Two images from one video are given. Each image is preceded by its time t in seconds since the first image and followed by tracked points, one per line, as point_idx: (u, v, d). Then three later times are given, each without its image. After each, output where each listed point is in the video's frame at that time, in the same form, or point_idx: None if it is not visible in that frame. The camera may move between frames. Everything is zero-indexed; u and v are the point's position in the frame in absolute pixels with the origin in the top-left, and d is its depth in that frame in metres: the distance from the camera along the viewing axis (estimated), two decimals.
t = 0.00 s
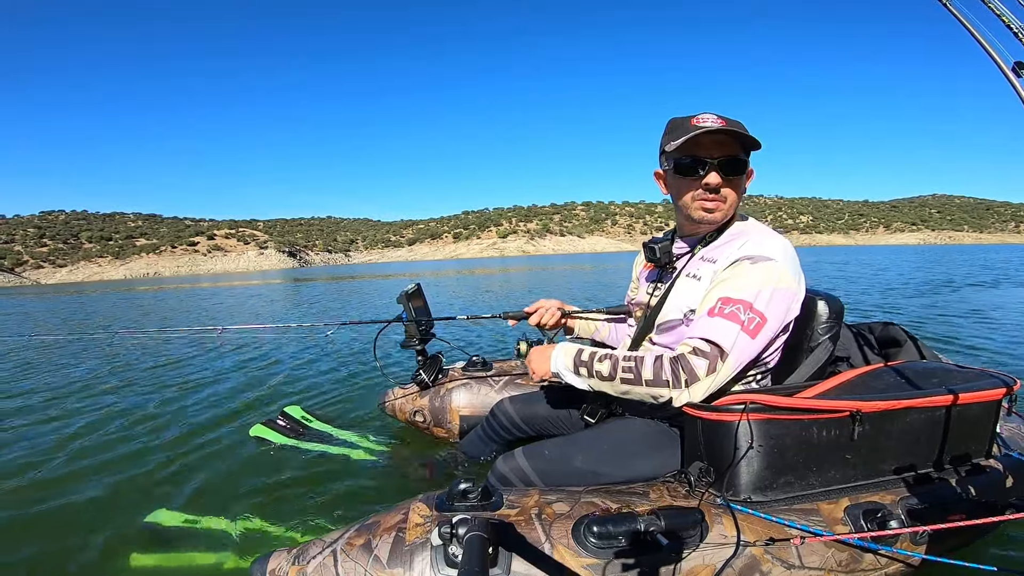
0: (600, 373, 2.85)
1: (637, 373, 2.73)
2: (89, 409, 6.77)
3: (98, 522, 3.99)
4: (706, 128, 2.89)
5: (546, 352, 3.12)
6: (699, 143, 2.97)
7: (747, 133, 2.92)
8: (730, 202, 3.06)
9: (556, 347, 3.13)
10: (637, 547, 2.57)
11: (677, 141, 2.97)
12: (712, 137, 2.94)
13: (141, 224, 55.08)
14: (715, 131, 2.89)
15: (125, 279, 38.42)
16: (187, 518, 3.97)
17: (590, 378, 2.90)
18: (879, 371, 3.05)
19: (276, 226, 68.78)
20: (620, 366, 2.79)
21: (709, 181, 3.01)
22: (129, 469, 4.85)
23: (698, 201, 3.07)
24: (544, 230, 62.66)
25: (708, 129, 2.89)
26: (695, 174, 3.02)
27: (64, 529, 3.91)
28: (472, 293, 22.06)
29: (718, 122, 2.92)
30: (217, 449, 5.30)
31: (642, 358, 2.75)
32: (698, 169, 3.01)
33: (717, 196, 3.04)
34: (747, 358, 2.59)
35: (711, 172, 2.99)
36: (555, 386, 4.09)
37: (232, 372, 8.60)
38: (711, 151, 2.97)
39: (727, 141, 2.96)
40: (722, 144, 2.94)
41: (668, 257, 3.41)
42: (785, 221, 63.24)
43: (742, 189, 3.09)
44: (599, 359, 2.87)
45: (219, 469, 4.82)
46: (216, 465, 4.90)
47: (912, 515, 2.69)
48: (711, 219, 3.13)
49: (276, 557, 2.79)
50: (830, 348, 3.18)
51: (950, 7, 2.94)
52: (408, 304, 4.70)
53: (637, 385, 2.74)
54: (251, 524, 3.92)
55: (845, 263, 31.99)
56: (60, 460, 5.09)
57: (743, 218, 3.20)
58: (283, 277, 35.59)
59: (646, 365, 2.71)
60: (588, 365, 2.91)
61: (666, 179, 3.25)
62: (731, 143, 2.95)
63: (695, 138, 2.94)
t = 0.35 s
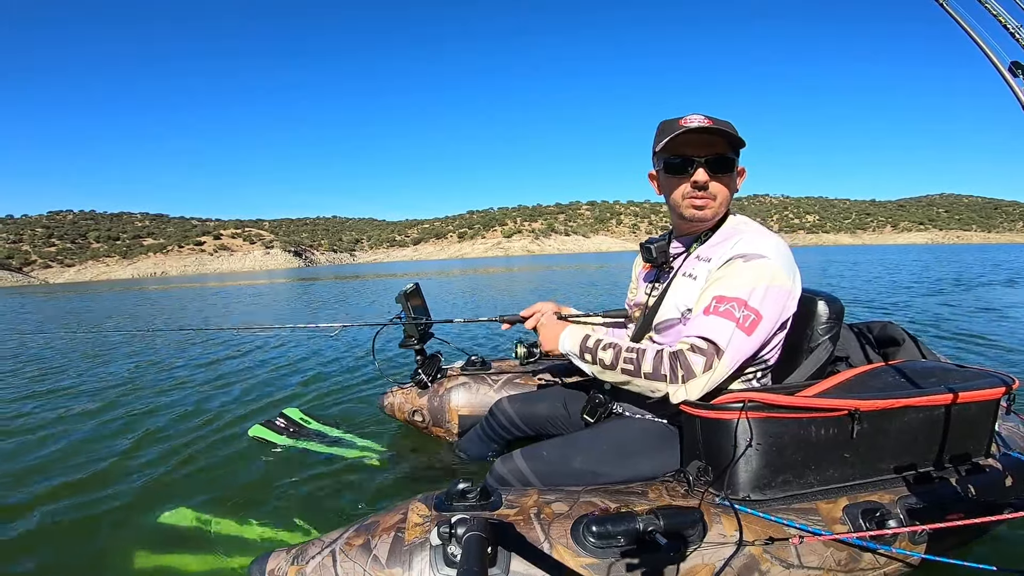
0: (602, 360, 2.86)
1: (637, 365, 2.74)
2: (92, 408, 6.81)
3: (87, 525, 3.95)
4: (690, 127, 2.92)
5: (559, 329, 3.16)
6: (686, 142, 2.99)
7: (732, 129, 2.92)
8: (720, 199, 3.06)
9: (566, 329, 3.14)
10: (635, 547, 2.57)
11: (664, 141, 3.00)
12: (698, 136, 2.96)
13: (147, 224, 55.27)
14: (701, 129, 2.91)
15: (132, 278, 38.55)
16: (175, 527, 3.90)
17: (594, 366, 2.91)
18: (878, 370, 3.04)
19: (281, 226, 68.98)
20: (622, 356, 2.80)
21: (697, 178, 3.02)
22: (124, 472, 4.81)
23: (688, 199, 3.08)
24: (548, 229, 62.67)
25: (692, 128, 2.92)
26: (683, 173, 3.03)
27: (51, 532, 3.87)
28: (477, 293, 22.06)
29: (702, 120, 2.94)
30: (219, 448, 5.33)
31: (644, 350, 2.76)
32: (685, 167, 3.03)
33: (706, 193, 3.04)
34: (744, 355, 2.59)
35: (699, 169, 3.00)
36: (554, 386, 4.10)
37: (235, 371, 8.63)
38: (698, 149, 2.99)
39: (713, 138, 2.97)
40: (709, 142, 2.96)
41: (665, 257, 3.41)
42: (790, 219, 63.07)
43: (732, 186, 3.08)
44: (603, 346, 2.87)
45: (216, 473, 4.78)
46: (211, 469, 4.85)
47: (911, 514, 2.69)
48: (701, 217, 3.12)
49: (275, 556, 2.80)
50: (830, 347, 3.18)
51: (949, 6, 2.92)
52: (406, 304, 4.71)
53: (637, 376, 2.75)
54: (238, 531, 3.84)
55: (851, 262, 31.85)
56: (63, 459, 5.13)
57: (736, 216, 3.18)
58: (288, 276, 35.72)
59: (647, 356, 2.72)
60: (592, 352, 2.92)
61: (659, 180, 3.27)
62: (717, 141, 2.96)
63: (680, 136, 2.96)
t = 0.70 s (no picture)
0: (604, 369, 2.84)
1: (639, 369, 2.72)
2: (98, 406, 6.83)
3: (86, 527, 3.93)
4: (684, 127, 2.93)
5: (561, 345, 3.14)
6: (681, 143, 3.00)
7: (726, 128, 2.91)
8: (717, 197, 3.04)
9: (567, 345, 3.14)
10: (640, 548, 2.56)
11: (659, 142, 3.02)
12: (692, 136, 2.96)
13: (152, 223, 55.43)
14: (694, 130, 2.91)
15: (137, 276, 38.68)
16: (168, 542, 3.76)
17: (596, 376, 2.90)
18: (885, 371, 3.03)
19: (285, 224, 69.12)
20: (624, 363, 2.78)
21: (692, 177, 3.01)
22: (113, 479, 4.68)
23: (684, 198, 3.07)
24: (552, 228, 62.63)
25: (686, 127, 2.93)
26: (680, 172, 3.03)
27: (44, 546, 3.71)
28: (481, 291, 22.07)
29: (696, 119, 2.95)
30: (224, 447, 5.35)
31: (644, 355, 2.75)
32: (681, 166, 3.03)
33: (702, 191, 3.02)
34: (746, 352, 2.58)
35: (694, 168, 2.99)
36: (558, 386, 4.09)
37: (239, 370, 8.65)
38: (693, 148, 2.99)
39: (708, 137, 2.97)
40: (703, 142, 2.96)
41: (665, 257, 3.41)
42: (794, 218, 62.81)
43: (729, 184, 3.06)
44: (605, 355, 2.86)
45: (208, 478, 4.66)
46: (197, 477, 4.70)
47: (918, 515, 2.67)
48: (699, 215, 3.10)
49: (280, 556, 2.81)
50: (836, 348, 3.16)
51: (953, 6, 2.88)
52: (410, 305, 4.70)
53: (640, 380, 2.72)
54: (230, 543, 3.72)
55: (856, 262, 31.71)
56: (69, 457, 5.15)
57: (734, 215, 3.15)
58: (292, 274, 35.85)
59: (649, 360, 2.70)
60: (594, 362, 2.91)
61: (657, 181, 3.27)
62: (712, 139, 2.96)
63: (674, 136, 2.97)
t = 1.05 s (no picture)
0: (607, 358, 2.83)
1: (642, 362, 2.70)
2: (101, 405, 6.84)
3: (91, 527, 3.94)
4: (690, 129, 2.91)
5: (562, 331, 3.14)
6: (687, 146, 2.97)
7: (733, 130, 2.89)
8: (724, 199, 3.03)
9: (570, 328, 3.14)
10: (645, 551, 2.55)
11: (666, 144, 2.99)
12: (698, 138, 2.94)
13: (153, 220, 55.44)
14: (700, 132, 2.89)
15: (137, 274, 38.69)
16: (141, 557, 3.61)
17: (598, 363, 2.88)
18: (893, 373, 3.01)
19: (286, 221, 69.14)
20: (626, 354, 2.76)
21: (699, 179, 2.99)
22: (112, 480, 4.68)
23: (691, 201, 3.04)
24: (553, 226, 62.55)
25: (692, 130, 2.90)
26: (686, 175, 3.01)
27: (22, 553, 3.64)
28: (482, 290, 22.05)
29: (702, 122, 2.93)
30: (228, 447, 5.35)
31: (649, 347, 2.73)
32: (686, 169, 3.01)
33: (709, 194, 3.01)
34: (752, 352, 2.55)
35: (701, 170, 2.97)
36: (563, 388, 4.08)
37: (242, 369, 8.64)
38: (700, 151, 2.97)
39: (714, 140, 2.95)
40: (709, 144, 2.94)
41: (672, 259, 3.44)
42: (796, 217, 62.63)
43: (735, 186, 3.05)
44: (608, 343, 2.84)
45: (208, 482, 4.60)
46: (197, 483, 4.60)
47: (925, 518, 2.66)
48: (706, 218, 3.08)
49: (284, 557, 2.80)
50: (844, 351, 3.14)
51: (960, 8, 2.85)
52: (415, 306, 4.69)
53: (642, 374, 2.71)
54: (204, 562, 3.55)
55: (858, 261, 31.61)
56: (72, 457, 5.14)
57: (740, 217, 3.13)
58: (293, 272, 35.85)
59: (653, 352, 2.69)
60: (597, 349, 2.90)
61: (662, 184, 3.24)
62: (718, 142, 2.94)
63: (681, 138, 2.95)
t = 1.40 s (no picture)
0: (593, 360, 2.84)
1: (628, 358, 2.71)
2: (102, 401, 6.84)
3: (95, 520, 3.96)
4: (687, 123, 2.92)
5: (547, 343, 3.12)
6: (684, 140, 2.98)
7: (729, 125, 2.90)
8: (720, 193, 3.02)
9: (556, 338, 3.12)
10: (645, 546, 2.55)
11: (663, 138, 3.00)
12: (695, 132, 2.95)
13: (152, 217, 55.40)
14: (697, 126, 2.90)
15: (136, 271, 38.68)
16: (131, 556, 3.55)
17: (585, 369, 2.89)
18: (894, 369, 3.01)
19: (286, 219, 69.08)
20: (612, 353, 2.77)
21: (695, 173, 2.99)
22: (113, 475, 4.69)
23: (688, 194, 3.04)
24: (552, 224, 62.55)
25: (689, 124, 2.91)
26: (683, 169, 3.01)
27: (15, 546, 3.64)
28: (482, 287, 22.05)
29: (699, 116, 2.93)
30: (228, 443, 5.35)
31: (634, 343, 2.74)
32: (683, 162, 3.01)
33: (706, 187, 3.00)
34: (743, 343, 2.54)
35: (698, 164, 2.97)
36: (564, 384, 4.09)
37: (242, 365, 8.65)
38: (696, 145, 2.97)
39: (711, 134, 2.95)
40: (707, 138, 2.94)
41: (670, 254, 3.36)
42: (796, 216, 62.61)
43: (732, 181, 3.04)
44: (593, 346, 2.85)
45: (209, 477, 4.62)
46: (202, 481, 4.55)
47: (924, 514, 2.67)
48: (702, 212, 3.07)
49: (285, 552, 2.81)
50: (844, 346, 3.16)
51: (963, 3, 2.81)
52: (415, 300, 4.68)
53: (629, 368, 2.72)
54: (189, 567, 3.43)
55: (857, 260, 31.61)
56: (72, 453, 5.15)
57: (738, 212, 3.12)
58: (292, 270, 35.85)
59: (638, 348, 2.70)
60: (583, 355, 2.90)
61: (660, 179, 3.24)
62: (715, 137, 2.94)
63: (677, 133, 2.96)
